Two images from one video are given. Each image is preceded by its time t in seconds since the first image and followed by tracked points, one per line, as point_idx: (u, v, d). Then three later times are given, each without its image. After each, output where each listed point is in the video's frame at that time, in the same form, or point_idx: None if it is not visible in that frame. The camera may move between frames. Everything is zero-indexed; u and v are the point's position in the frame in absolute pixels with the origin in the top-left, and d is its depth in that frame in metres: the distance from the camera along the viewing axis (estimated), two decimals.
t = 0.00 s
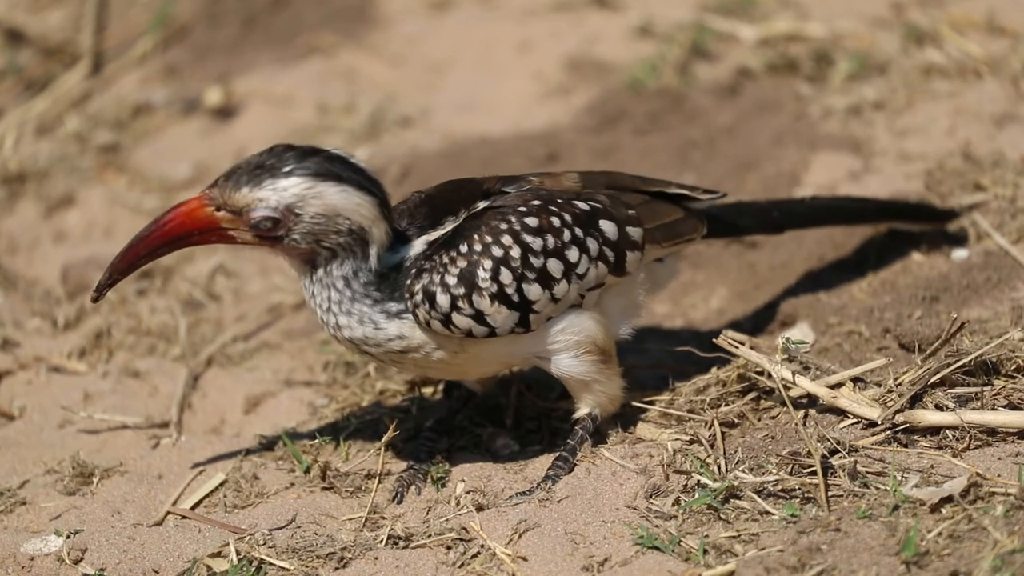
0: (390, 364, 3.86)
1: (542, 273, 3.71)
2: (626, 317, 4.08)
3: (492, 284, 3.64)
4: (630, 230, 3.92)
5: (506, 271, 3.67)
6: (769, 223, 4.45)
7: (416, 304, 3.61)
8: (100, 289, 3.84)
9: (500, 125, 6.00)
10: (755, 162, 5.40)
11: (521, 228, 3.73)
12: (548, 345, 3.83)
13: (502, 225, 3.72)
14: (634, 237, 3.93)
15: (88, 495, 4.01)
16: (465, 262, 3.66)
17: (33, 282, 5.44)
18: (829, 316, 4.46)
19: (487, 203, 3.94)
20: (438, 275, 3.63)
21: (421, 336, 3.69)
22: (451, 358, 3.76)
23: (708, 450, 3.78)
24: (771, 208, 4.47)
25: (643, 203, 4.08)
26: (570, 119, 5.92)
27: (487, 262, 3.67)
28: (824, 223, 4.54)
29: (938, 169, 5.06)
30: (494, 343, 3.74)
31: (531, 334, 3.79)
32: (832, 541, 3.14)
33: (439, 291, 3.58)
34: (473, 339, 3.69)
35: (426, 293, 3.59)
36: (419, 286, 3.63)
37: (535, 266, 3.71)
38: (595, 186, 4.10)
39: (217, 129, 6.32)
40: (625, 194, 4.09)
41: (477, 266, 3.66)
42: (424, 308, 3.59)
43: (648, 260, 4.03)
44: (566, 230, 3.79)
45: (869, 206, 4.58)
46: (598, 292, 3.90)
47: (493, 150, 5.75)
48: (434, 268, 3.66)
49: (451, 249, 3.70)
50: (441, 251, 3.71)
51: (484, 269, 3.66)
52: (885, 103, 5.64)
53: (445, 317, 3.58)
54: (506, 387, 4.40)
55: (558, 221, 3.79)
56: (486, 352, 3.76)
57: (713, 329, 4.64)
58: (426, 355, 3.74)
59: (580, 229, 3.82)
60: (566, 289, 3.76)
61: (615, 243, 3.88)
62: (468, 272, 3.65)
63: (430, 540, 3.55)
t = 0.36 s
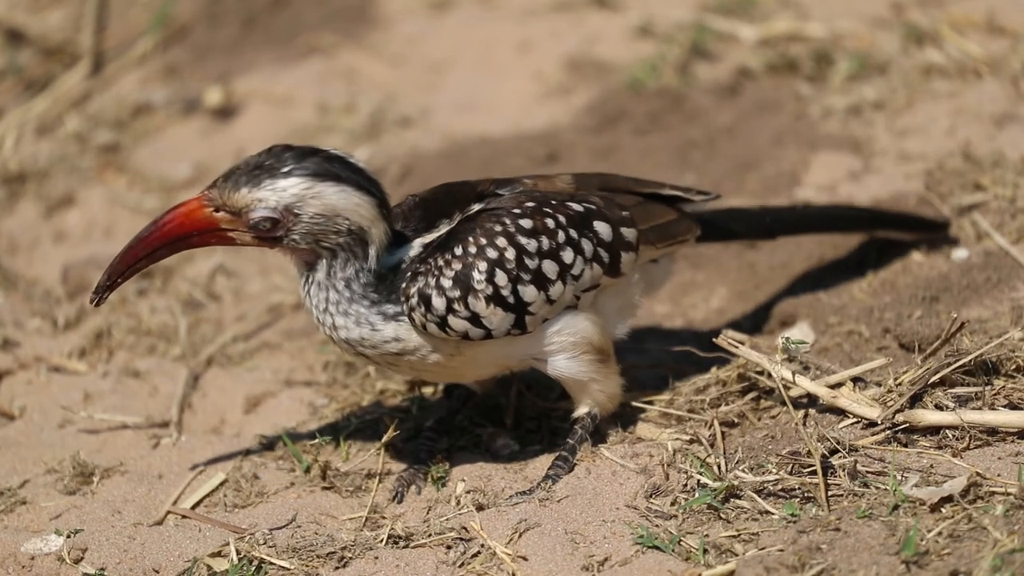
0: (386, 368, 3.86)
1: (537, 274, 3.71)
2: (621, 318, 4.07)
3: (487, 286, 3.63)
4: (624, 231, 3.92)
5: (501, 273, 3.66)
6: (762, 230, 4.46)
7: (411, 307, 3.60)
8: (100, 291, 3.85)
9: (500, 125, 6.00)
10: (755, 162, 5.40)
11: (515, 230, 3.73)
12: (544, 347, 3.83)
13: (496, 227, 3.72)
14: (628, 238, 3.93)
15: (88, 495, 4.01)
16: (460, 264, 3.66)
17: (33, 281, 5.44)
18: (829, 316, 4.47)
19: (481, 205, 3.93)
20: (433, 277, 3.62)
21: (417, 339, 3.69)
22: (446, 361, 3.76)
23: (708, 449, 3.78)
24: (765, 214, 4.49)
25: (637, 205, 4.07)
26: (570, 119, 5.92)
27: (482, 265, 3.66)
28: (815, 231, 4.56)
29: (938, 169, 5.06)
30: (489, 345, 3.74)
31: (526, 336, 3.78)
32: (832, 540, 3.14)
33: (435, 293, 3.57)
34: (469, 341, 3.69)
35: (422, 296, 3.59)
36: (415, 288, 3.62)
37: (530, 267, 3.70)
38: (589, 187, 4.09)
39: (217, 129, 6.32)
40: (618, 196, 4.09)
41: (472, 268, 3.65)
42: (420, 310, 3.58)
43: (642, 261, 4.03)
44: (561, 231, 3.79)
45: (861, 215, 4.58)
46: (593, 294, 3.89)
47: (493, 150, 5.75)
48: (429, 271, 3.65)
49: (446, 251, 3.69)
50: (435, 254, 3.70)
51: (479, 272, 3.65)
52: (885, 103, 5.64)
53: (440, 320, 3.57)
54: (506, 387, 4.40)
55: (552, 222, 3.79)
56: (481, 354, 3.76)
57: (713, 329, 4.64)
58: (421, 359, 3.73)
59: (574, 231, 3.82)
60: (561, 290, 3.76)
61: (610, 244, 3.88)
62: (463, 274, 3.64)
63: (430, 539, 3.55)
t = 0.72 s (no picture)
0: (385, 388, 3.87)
1: (519, 279, 3.70)
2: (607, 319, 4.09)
3: (468, 294, 3.63)
4: (607, 230, 3.92)
5: (481, 280, 3.66)
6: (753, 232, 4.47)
7: (394, 321, 3.63)
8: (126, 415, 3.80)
9: (499, 125, 6.00)
10: (755, 162, 5.40)
11: (494, 236, 3.72)
12: (530, 351, 3.83)
13: (474, 235, 3.71)
14: (611, 236, 3.92)
15: (88, 495, 4.01)
16: (440, 274, 3.65)
17: (33, 281, 5.45)
18: (829, 316, 4.47)
19: (461, 213, 3.92)
20: (413, 289, 3.63)
21: (413, 356, 3.70)
22: (442, 373, 3.77)
23: (708, 449, 3.78)
24: (756, 216, 4.47)
25: (620, 202, 4.06)
26: (569, 119, 5.92)
27: (462, 273, 3.65)
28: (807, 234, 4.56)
29: (937, 169, 5.06)
30: (477, 353, 3.74)
31: (512, 341, 3.78)
32: (832, 540, 3.15)
33: (415, 305, 3.58)
34: (456, 350, 3.69)
35: (403, 309, 3.60)
36: (395, 301, 3.64)
37: (511, 272, 3.69)
38: (572, 188, 4.09)
39: (217, 129, 6.32)
40: (601, 195, 4.08)
41: (452, 277, 3.65)
42: (402, 323, 3.60)
43: (629, 260, 4.03)
44: (541, 234, 3.78)
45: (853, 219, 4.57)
46: (578, 294, 3.90)
47: (492, 150, 5.75)
48: (409, 282, 3.66)
49: (424, 263, 3.69)
50: (414, 266, 3.70)
51: (459, 280, 3.64)
52: (885, 103, 5.64)
53: (423, 331, 3.58)
54: (505, 387, 4.40)
55: (531, 226, 3.78)
56: (471, 362, 3.77)
57: (713, 329, 4.64)
58: (416, 372, 3.74)
59: (554, 233, 3.81)
60: (544, 293, 3.75)
61: (592, 243, 3.87)
62: (443, 284, 3.63)
63: (430, 539, 3.55)
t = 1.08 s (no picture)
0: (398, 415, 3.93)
1: (490, 291, 3.68)
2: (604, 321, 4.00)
3: (436, 312, 3.63)
4: (586, 229, 3.85)
5: (449, 297, 3.65)
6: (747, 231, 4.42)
7: (363, 347, 3.68)
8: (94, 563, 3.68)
9: (499, 125, 6.00)
10: (755, 162, 5.40)
11: (461, 251, 3.70)
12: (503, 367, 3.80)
13: (440, 252, 3.70)
14: (591, 235, 3.85)
15: (88, 495, 4.01)
16: (406, 295, 3.65)
17: (33, 281, 5.45)
18: (829, 316, 4.46)
19: (436, 227, 3.89)
20: (379, 314, 3.65)
21: (412, 379, 3.74)
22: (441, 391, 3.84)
23: (708, 450, 3.78)
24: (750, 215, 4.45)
25: (605, 198, 3.99)
26: (569, 120, 5.92)
27: (428, 292, 3.65)
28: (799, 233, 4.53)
29: (937, 169, 5.07)
30: (461, 367, 3.77)
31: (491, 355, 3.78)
32: (832, 541, 3.14)
33: (382, 330, 3.62)
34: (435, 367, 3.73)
35: (371, 335, 3.64)
36: (363, 327, 3.67)
37: (480, 286, 3.68)
38: (555, 189, 4.01)
39: (217, 130, 6.32)
40: (585, 192, 4.00)
41: (418, 297, 3.64)
42: (372, 349, 3.65)
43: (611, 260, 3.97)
44: (511, 243, 3.74)
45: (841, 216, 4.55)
46: (561, 297, 3.84)
47: (492, 150, 5.76)
48: (375, 307, 3.68)
49: (390, 285, 3.70)
50: (381, 288, 3.72)
51: (426, 299, 3.64)
52: (885, 103, 5.64)
53: (394, 355, 3.63)
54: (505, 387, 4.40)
55: (501, 235, 3.74)
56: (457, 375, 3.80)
57: (713, 330, 4.64)
58: (422, 394, 3.80)
59: (527, 240, 3.76)
60: (519, 302, 3.73)
61: (570, 245, 3.81)
62: (409, 305, 3.63)
63: (430, 540, 3.55)
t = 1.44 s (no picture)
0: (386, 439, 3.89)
1: (485, 324, 3.63)
2: (598, 347, 3.99)
3: (432, 346, 3.56)
4: (580, 260, 3.81)
5: (445, 330, 3.59)
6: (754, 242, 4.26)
7: (358, 380, 3.61)
8: None
9: (499, 125, 6.00)
10: (755, 162, 5.41)
11: (457, 283, 3.64)
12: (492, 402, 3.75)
13: (437, 284, 3.63)
14: (585, 266, 3.82)
15: (88, 495, 4.01)
16: (402, 328, 3.59)
17: (33, 281, 5.45)
18: (829, 317, 4.46)
19: (430, 257, 3.83)
20: (375, 348, 3.59)
21: (403, 413, 3.70)
22: (429, 421, 3.79)
23: (708, 450, 3.78)
24: (755, 225, 4.27)
25: (597, 227, 3.94)
26: (569, 120, 5.92)
27: (425, 326, 3.58)
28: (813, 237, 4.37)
29: (937, 169, 5.07)
30: (453, 402, 3.73)
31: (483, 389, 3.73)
32: (832, 541, 3.15)
33: (378, 364, 3.56)
34: (429, 401, 3.68)
35: (366, 368, 3.58)
36: (359, 359, 3.60)
37: (476, 319, 3.62)
38: (550, 216, 3.95)
39: (217, 130, 6.32)
40: (578, 220, 3.95)
41: (414, 331, 3.58)
42: (367, 382, 3.59)
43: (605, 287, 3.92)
44: (507, 276, 3.68)
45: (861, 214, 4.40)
46: (553, 329, 3.80)
47: (492, 151, 5.76)
48: (371, 340, 3.61)
49: (386, 318, 3.63)
50: (376, 321, 3.65)
51: (422, 333, 3.57)
52: (885, 103, 5.64)
53: (389, 389, 3.57)
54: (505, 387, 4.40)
55: (497, 268, 3.69)
56: (445, 411, 3.76)
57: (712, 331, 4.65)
58: (411, 426, 3.75)
59: (522, 272, 3.72)
60: (514, 335, 3.68)
61: (565, 277, 3.77)
62: (405, 338, 3.57)
63: (430, 539, 3.55)
